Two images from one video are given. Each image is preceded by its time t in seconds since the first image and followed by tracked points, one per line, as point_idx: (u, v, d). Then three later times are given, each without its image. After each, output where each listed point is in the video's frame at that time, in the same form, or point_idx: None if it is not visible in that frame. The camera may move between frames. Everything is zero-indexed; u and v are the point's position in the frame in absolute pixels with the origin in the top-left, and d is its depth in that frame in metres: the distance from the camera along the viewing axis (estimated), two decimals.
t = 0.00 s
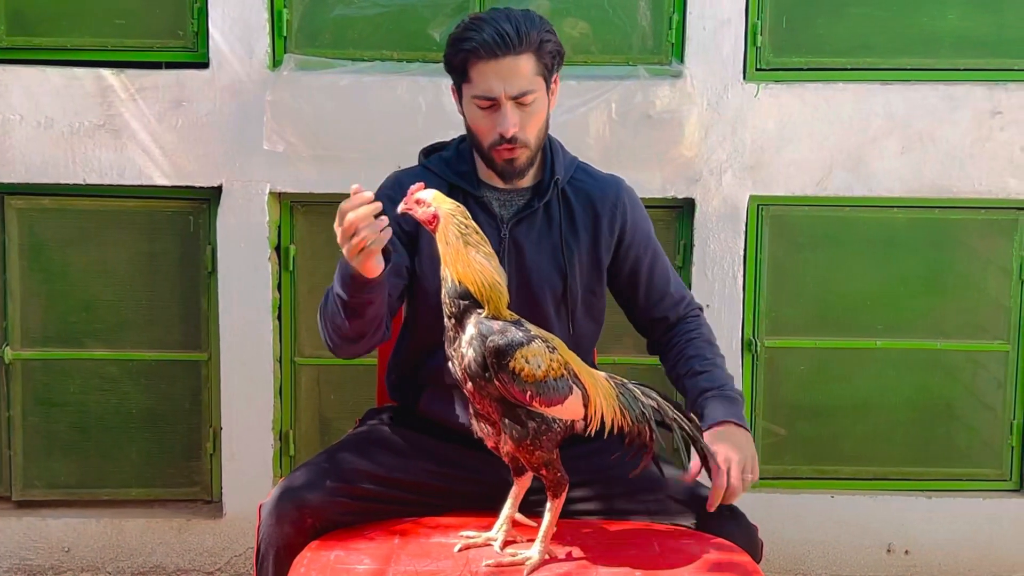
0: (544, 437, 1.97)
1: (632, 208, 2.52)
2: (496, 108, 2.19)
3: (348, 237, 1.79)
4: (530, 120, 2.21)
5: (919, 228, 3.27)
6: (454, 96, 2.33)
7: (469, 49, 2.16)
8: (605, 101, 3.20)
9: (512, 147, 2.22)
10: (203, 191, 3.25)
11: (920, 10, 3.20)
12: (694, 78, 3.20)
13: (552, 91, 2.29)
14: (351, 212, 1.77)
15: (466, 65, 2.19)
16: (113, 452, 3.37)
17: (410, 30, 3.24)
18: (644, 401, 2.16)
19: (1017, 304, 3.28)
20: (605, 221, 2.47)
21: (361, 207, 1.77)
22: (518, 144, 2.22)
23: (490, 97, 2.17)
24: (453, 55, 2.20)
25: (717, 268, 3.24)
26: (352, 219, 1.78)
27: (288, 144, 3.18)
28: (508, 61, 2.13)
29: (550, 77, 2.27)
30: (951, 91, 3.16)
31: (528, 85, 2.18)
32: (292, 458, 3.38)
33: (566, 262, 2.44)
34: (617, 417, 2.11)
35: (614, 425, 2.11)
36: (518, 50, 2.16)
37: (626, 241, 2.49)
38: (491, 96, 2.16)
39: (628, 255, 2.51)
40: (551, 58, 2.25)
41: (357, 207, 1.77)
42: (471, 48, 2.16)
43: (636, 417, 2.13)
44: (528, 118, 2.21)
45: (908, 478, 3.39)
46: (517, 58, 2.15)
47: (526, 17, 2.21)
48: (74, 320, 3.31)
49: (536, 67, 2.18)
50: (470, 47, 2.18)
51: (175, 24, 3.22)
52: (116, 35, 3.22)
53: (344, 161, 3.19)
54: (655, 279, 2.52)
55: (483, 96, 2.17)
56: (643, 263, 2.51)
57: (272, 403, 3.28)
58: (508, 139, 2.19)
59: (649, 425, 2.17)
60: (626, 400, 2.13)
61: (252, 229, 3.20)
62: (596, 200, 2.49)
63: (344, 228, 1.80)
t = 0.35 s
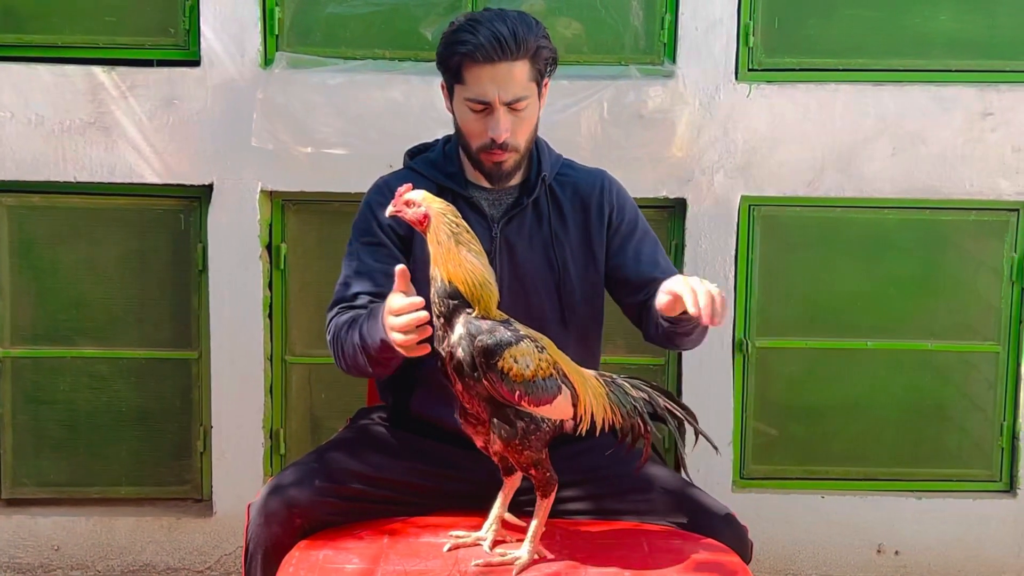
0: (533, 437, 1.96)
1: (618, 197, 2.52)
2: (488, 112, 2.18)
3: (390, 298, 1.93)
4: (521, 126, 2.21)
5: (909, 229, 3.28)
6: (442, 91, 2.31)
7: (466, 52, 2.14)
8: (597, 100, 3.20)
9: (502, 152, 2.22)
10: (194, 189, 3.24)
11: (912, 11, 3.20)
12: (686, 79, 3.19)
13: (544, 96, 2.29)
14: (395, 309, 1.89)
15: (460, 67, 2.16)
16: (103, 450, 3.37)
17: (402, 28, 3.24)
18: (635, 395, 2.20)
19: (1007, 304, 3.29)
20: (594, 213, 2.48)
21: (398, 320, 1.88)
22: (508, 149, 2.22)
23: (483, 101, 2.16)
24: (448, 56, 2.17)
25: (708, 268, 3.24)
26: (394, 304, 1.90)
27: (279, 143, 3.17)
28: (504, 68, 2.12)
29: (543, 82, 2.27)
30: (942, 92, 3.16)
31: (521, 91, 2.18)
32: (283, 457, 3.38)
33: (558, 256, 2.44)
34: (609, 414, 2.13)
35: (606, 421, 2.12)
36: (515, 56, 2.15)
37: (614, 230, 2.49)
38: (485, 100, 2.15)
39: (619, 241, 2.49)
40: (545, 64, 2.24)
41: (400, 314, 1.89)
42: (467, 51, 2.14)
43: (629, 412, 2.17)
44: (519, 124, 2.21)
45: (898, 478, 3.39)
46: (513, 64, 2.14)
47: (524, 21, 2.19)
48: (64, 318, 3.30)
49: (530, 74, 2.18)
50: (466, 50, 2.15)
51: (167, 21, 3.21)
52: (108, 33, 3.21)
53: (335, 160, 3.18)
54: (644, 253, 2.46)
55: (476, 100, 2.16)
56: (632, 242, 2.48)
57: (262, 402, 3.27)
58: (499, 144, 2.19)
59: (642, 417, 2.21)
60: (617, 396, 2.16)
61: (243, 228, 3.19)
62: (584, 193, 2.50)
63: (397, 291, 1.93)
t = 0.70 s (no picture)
0: (524, 436, 1.96)
1: (600, 206, 2.51)
2: (487, 107, 2.18)
3: (411, 310, 2.00)
4: (519, 124, 2.21)
5: (901, 230, 3.28)
6: (443, 86, 2.31)
7: (468, 45, 2.14)
8: (590, 100, 3.20)
9: (498, 148, 2.21)
10: (186, 187, 3.24)
11: (905, 12, 3.20)
12: (679, 79, 3.19)
13: (544, 97, 2.29)
14: (419, 319, 1.95)
15: (462, 60, 2.17)
16: (94, 448, 3.37)
17: (395, 27, 3.23)
18: (627, 393, 2.19)
19: (999, 305, 3.29)
20: (578, 222, 2.46)
21: (422, 331, 1.94)
22: (505, 146, 2.22)
23: (483, 96, 2.16)
24: (451, 48, 2.18)
25: (701, 268, 3.24)
26: (416, 316, 1.96)
27: (271, 142, 3.17)
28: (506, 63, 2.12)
29: (544, 83, 2.27)
30: (935, 93, 3.16)
31: (522, 89, 2.18)
32: (274, 456, 3.38)
33: (542, 262, 2.45)
34: (601, 415, 2.12)
35: (598, 421, 2.12)
36: (516, 52, 2.15)
37: (589, 243, 2.47)
38: (484, 95, 2.15)
39: (585, 255, 2.47)
40: (547, 65, 2.24)
41: (424, 325, 1.94)
42: (470, 44, 2.14)
43: (620, 410, 2.15)
44: (517, 122, 2.21)
45: (890, 478, 3.40)
46: (515, 61, 2.14)
47: (528, 20, 2.20)
48: (55, 316, 3.30)
49: (531, 72, 2.18)
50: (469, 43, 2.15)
51: (159, 19, 3.20)
52: (100, 30, 3.21)
53: (328, 159, 3.18)
54: (588, 276, 2.44)
55: (476, 93, 2.16)
56: (586, 261, 2.45)
57: (254, 401, 3.27)
58: (496, 139, 2.19)
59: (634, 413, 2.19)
60: (609, 396, 2.15)
61: (235, 226, 3.19)
62: (572, 201, 2.49)
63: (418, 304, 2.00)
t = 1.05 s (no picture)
0: (511, 440, 1.97)
1: (597, 208, 2.51)
2: (480, 104, 2.18)
3: (412, 318, 2.01)
4: (512, 121, 2.21)
5: (893, 231, 3.29)
6: (438, 85, 2.32)
7: (461, 41, 2.15)
8: (583, 100, 3.20)
9: (491, 146, 2.21)
10: (179, 186, 3.24)
11: (898, 13, 3.21)
12: (672, 79, 3.20)
13: (537, 96, 2.30)
14: (421, 326, 1.96)
15: (455, 57, 2.17)
16: (86, 447, 3.36)
17: (388, 27, 3.23)
18: (616, 407, 2.21)
19: (990, 306, 3.30)
20: (574, 224, 2.47)
21: (424, 338, 1.95)
22: (498, 144, 2.22)
23: (476, 93, 2.17)
24: (444, 45, 2.18)
25: (693, 268, 3.25)
26: (418, 323, 1.97)
27: (264, 141, 3.17)
28: (499, 60, 2.13)
29: (538, 81, 2.27)
30: (927, 94, 3.18)
31: (515, 87, 2.18)
32: (266, 455, 3.38)
33: (538, 263, 2.45)
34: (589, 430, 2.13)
35: (587, 437, 2.13)
36: (510, 49, 2.15)
37: (586, 246, 2.48)
38: (478, 92, 2.16)
39: (581, 258, 2.48)
40: (540, 63, 2.25)
41: (425, 332, 1.95)
42: (464, 41, 2.14)
43: (608, 425, 2.17)
44: (511, 119, 2.21)
45: (881, 479, 3.41)
46: (508, 57, 2.14)
47: (522, 19, 2.21)
48: (46, 315, 3.29)
49: (525, 69, 2.18)
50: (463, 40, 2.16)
51: (153, 18, 3.20)
52: (93, 29, 3.20)
53: (320, 158, 3.18)
54: (584, 278, 2.45)
55: (469, 90, 2.16)
56: (581, 265, 2.46)
57: (246, 400, 3.27)
58: (489, 136, 2.19)
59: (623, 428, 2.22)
60: (598, 410, 2.16)
61: (228, 225, 3.19)
62: (569, 202, 2.49)
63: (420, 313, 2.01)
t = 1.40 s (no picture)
0: (506, 442, 1.96)
1: (592, 208, 2.52)
2: (469, 101, 2.18)
3: (404, 333, 2.00)
4: (502, 117, 2.21)
5: (886, 232, 3.30)
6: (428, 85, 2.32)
7: (447, 40, 2.15)
8: (577, 101, 3.21)
9: (481, 142, 2.21)
10: (173, 186, 3.24)
11: (891, 14, 3.22)
12: (666, 80, 3.21)
13: (527, 92, 2.29)
14: (411, 343, 1.96)
15: (442, 55, 2.18)
16: (80, 447, 3.36)
17: (382, 27, 3.23)
18: (611, 406, 2.21)
19: (983, 306, 3.31)
20: (569, 224, 2.47)
21: (416, 356, 1.94)
22: (488, 140, 2.22)
23: (464, 90, 2.17)
24: (431, 44, 2.19)
25: (687, 268, 3.26)
26: (409, 340, 1.97)
27: (258, 141, 3.17)
28: (485, 56, 2.13)
29: (527, 77, 2.27)
30: (920, 96, 3.18)
31: (503, 83, 2.18)
32: (259, 455, 3.37)
33: (534, 263, 2.45)
34: (584, 430, 2.14)
35: (582, 436, 2.13)
36: (496, 45, 2.16)
37: (581, 245, 2.48)
38: (465, 89, 2.16)
39: (577, 257, 2.48)
40: (528, 59, 2.25)
41: (416, 349, 1.95)
42: (450, 39, 2.15)
43: (603, 424, 2.18)
44: (500, 116, 2.21)
45: (874, 479, 3.42)
46: (494, 53, 2.15)
47: (508, 15, 2.21)
48: (39, 315, 3.29)
49: (512, 65, 2.18)
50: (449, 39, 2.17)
51: (146, 18, 3.19)
52: (87, 29, 3.20)
53: (314, 159, 3.18)
54: (579, 279, 2.46)
55: (457, 88, 2.16)
56: (577, 265, 2.47)
57: (240, 400, 3.27)
58: (478, 133, 2.19)
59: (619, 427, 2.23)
60: (592, 410, 2.17)
61: (222, 225, 3.18)
62: (564, 201, 2.49)
63: (413, 328, 2.00)
